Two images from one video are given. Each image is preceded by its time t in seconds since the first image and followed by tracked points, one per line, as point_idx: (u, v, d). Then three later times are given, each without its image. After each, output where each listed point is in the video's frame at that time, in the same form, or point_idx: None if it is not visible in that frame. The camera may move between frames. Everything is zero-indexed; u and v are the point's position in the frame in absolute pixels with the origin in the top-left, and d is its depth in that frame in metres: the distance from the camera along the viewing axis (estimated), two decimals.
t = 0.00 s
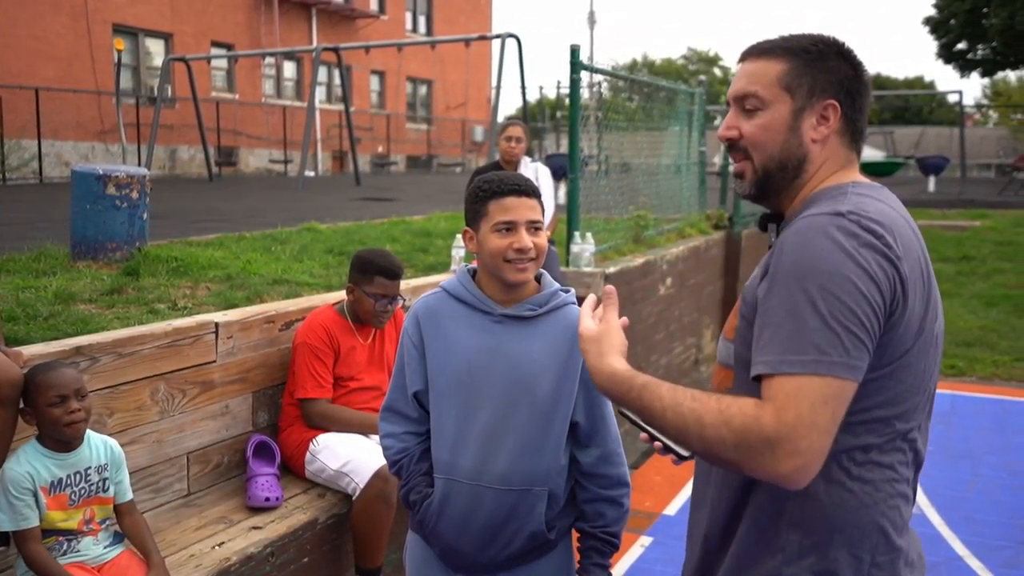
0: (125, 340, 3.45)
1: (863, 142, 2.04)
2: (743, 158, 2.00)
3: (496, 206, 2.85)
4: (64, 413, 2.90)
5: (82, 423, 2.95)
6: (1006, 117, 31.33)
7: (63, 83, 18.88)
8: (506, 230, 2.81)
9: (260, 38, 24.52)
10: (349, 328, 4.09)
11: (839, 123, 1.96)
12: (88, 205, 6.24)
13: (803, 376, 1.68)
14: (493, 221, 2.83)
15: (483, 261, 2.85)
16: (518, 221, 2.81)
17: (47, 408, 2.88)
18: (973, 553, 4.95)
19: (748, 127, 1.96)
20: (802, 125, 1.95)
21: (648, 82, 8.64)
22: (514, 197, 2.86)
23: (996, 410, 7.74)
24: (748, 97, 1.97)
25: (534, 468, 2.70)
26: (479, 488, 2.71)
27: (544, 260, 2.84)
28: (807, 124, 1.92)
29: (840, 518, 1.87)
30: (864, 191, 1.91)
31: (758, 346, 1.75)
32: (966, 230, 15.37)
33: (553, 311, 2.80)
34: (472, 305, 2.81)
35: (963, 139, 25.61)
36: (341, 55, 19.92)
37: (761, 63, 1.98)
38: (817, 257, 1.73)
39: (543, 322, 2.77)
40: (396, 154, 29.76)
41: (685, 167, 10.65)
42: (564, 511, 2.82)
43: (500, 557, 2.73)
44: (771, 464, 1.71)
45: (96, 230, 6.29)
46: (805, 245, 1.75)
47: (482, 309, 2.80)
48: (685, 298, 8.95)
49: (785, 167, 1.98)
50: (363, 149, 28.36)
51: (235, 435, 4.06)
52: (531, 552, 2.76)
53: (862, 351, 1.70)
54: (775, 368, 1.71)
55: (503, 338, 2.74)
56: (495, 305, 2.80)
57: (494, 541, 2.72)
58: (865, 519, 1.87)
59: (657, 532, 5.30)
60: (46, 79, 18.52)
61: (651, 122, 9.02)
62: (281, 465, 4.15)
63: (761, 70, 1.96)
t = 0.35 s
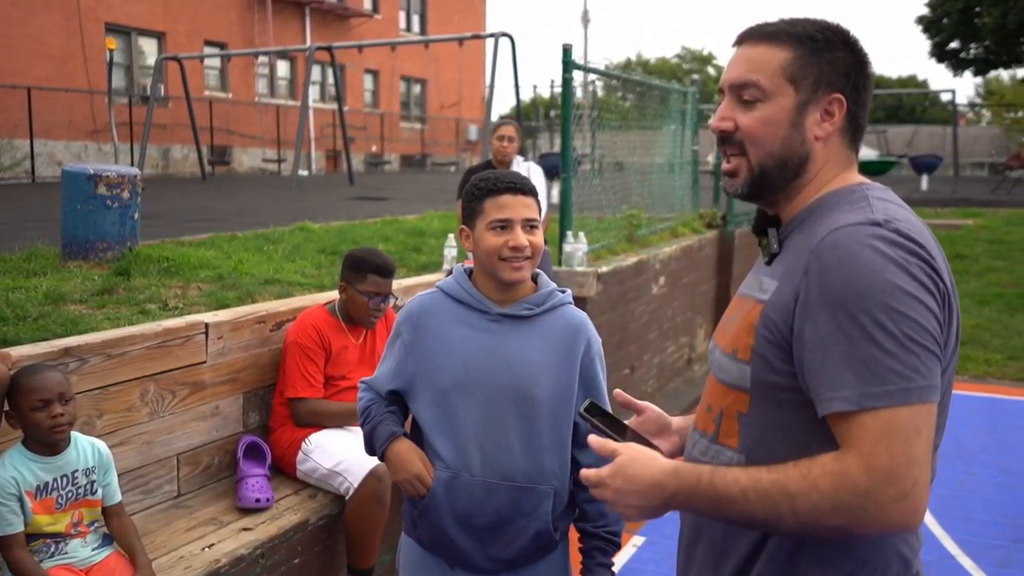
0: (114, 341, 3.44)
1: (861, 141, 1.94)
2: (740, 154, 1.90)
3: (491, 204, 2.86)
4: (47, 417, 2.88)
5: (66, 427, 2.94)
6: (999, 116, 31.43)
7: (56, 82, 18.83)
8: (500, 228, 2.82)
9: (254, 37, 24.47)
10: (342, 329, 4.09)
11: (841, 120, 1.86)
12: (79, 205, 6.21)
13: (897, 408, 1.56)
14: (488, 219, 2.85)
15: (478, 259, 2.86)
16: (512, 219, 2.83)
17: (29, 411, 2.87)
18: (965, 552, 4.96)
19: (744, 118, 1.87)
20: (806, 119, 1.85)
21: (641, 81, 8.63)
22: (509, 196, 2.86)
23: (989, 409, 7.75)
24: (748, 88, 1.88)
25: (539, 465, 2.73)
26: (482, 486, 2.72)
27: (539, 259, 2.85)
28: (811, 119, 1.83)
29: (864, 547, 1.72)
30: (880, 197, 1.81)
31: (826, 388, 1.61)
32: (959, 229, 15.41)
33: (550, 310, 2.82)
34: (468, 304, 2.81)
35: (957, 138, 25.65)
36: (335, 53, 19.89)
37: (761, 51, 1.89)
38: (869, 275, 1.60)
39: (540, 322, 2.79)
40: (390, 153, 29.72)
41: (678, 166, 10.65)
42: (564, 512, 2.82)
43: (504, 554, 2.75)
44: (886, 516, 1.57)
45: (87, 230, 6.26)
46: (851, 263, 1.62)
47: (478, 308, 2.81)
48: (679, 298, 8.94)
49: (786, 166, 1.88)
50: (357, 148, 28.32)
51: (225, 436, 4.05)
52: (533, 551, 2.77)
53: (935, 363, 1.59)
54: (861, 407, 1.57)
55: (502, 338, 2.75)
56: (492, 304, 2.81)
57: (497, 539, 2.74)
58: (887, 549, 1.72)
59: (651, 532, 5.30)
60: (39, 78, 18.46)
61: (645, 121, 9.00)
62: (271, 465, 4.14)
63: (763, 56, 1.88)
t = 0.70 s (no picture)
0: (99, 340, 3.43)
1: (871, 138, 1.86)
2: (741, 152, 1.82)
3: (473, 203, 2.85)
4: (31, 418, 2.88)
5: (49, 428, 2.93)
6: (992, 116, 31.55)
7: (48, 81, 18.76)
8: (481, 227, 2.80)
9: (247, 37, 24.39)
10: (330, 327, 4.10)
11: (852, 117, 1.78)
12: (68, 204, 6.20)
13: (901, 443, 1.48)
14: (470, 218, 2.84)
15: (462, 259, 2.85)
16: (494, 218, 2.81)
17: (12, 412, 2.86)
18: (954, 550, 4.97)
19: (747, 114, 1.79)
20: (816, 117, 1.77)
21: (634, 80, 8.61)
22: (491, 194, 2.85)
23: (979, 407, 7.76)
24: (752, 81, 1.80)
25: (524, 463, 2.72)
26: (466, 485, 2.69)
27: (522, 258, 2.83)
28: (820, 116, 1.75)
29: None
30: (893, 207, 1.73)
31: (831, 415, 1.55)
32: (952, 228, 15.43)
33: (536, 308, 2.82)
34: (455, 303, 2.82)
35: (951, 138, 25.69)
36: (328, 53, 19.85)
37: (767, 41, 1.81)
38: (883, 294, 1.52)
39: (526, 319, 2.79)
40: (384, 153, 29.68)
41: (671, 165, 10.65)
42: (549, 511, 2.81)
43: (487, 553, 2.72)
44: (877, 557, 1.52)
45: (76, 229, 6.24)
46: (864, 281, 1.54)
47: (465, 307, 2.81)
48: (670, 297, 8.94)
49: (792, 168, 1.80)
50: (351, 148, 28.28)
51: (212, 436, 4.03)
52: (516, 552, 2.74)
53: (948, 395, 1.52)
54: (866, 438, 1.51)
55: (491, 331, 2.77)
56: (477, 302, 2.81)
57: (482, 537, 2.72)
58: None
59: (641, 532, 5.29)
60: (31, 77, 18.39)
61: (637, 120, 8.98)
62: (258, 465, 4.13)
63: (770, 47, 1.80)
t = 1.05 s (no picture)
0: (80, 340, 3.42)
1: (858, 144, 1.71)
2: (718, 152, 1.68)
3: (457, 204, 2.85)
4: (11, 420, 2.88)
5: (29, 429, 2.93)
6: (990, 112, 31.55)
7: (44, 80, 18.71)
8: (464, 228, 2.80)
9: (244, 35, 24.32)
10: (312, 324, 4.11)
11: (839, 120, 1.64)
12: (58, 203, 6.18)
13: (903, 475, 1.38)
14: (453, 219, 2.84)
15: (444, 259, 2.84)
16: (476, 219, 2.82)
17: None
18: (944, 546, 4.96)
19: (728, 111, 1.65)
20: (799, 119, 1.63)
21: (627, 78, 8.57)
22: (474, 195, 2.85)
23: (972, 404, 7.75)
24: (733, 76, 1.65)
25: (505, 464, 2.70)
26: (446, 483, 2.69)
27: (504, 259, 2.82)
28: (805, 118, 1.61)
29: None
30: (881, 212, 1.62)
31: (825, 445, 1.44)
32: (947, 224, 15.43)
33: (518, 309, 2.83)
34: (438, 300, 2.81)
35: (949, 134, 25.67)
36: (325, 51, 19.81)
37: (755, 33, 1.65)
38: (874, 319, 1.41)
39: (508, 320, 2.80)
40: (382, 150, 29.64)
41: (665, 162, 10.63)
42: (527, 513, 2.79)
43: (465, 552, 2.70)
44: None
45: (66, 228, 6.22)
46: (853, 304, 1.43)
47: (449, 305, 2.81)
48: (663, 295, 8.93)
49: (772, 172, 1.65)
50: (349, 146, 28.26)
51: (196, 435, 4.02)
52: (492, 552, 2.72)
53: (944, 416, 1.42)
54: (864, 471, 1.40)
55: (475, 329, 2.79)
56: (460, 302, 2.81)
57: (459, 537, 2.70)
58: None
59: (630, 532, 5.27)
60: (27, 75, 18.34)
61: (631, 117, 8.95)
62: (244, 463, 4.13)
63: (753, 40, 1.64)
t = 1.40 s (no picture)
0: (68, 335, 3.44)
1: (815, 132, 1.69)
2: (675, 137, 1.64)
3: (440, 198, 2.84)
4: None
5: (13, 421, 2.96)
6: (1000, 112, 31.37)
7: (54, 81, 18.81)
8: (446, 223, 2.81)
9: (253, 37, 24.41)
10: (302, 321, 4.13)
11: (796, 109, 1.61)
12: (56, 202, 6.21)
13: (861, 470, 1.35)
14: (435, 213, 2.84)
15: (425, 253, 2.84)
16: (458, 215, 2.81)
17: None
18: (935, 543, 4.96)
19: (686, 96, 1.61)
20: (758, 106, 1.60)
21: (628, 77, 8.56)
22: (458, 190, 2.85)
23: (972, 403, 7.72)
24: (690, 61, 1.61)
25: (479, 457, 2.72)
26: (420, 474, 2.70)
27: (485, 256, 2.83)
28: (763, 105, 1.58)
29: None
30: (837, 203, 1.59)
31: (782, 441, 1.41)
32: (953, 224, 15.35)
33: (497, 306, 2.87)
34: (419, 294, 2.81)
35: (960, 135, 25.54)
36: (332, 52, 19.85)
37: (711, 17, 1.61)
38: (830, 313, 1.38)
39: (488, 315, 2.84)
40: (391, 151, 29.68)
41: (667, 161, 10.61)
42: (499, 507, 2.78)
43: (434, 543, 2.70)
44: None
45: (64, 226, 6.26)
46: (807, 299, 1.40)
47: (430, 299, 2.82)
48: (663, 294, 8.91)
49: (729, 159, 1.62)
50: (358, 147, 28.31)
51: (186, 431, 4.04)
52: (460, 544, 2.73)
53: (900, 407, 1.40)
54: (821, 467, 1.37)
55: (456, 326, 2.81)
56: (441, 296, 2.82)
57: (429, 528, 2.69)
58: None
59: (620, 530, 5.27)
60: (36, 76, 18.43)
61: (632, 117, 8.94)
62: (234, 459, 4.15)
63: (712, 25, 1.60)
